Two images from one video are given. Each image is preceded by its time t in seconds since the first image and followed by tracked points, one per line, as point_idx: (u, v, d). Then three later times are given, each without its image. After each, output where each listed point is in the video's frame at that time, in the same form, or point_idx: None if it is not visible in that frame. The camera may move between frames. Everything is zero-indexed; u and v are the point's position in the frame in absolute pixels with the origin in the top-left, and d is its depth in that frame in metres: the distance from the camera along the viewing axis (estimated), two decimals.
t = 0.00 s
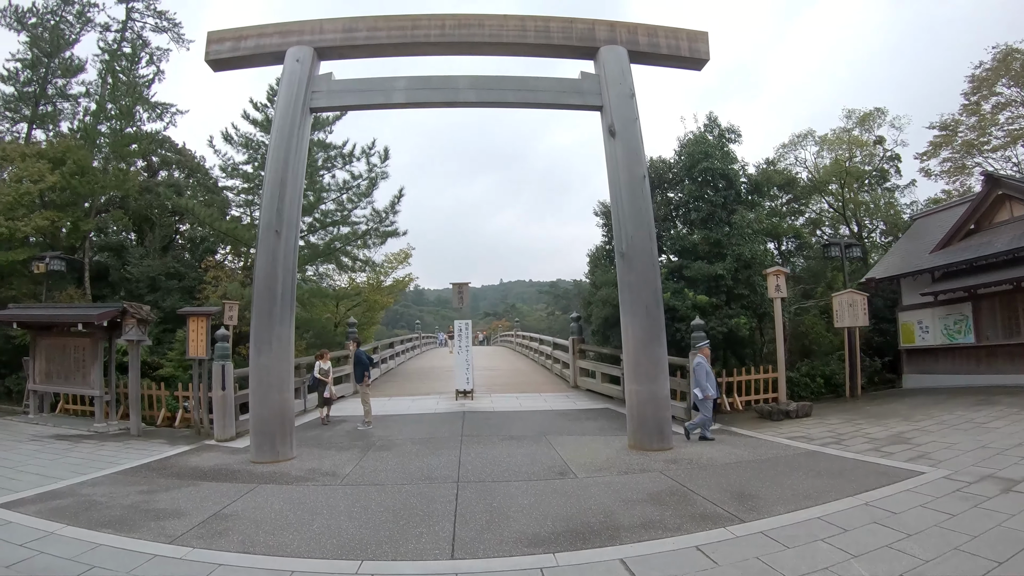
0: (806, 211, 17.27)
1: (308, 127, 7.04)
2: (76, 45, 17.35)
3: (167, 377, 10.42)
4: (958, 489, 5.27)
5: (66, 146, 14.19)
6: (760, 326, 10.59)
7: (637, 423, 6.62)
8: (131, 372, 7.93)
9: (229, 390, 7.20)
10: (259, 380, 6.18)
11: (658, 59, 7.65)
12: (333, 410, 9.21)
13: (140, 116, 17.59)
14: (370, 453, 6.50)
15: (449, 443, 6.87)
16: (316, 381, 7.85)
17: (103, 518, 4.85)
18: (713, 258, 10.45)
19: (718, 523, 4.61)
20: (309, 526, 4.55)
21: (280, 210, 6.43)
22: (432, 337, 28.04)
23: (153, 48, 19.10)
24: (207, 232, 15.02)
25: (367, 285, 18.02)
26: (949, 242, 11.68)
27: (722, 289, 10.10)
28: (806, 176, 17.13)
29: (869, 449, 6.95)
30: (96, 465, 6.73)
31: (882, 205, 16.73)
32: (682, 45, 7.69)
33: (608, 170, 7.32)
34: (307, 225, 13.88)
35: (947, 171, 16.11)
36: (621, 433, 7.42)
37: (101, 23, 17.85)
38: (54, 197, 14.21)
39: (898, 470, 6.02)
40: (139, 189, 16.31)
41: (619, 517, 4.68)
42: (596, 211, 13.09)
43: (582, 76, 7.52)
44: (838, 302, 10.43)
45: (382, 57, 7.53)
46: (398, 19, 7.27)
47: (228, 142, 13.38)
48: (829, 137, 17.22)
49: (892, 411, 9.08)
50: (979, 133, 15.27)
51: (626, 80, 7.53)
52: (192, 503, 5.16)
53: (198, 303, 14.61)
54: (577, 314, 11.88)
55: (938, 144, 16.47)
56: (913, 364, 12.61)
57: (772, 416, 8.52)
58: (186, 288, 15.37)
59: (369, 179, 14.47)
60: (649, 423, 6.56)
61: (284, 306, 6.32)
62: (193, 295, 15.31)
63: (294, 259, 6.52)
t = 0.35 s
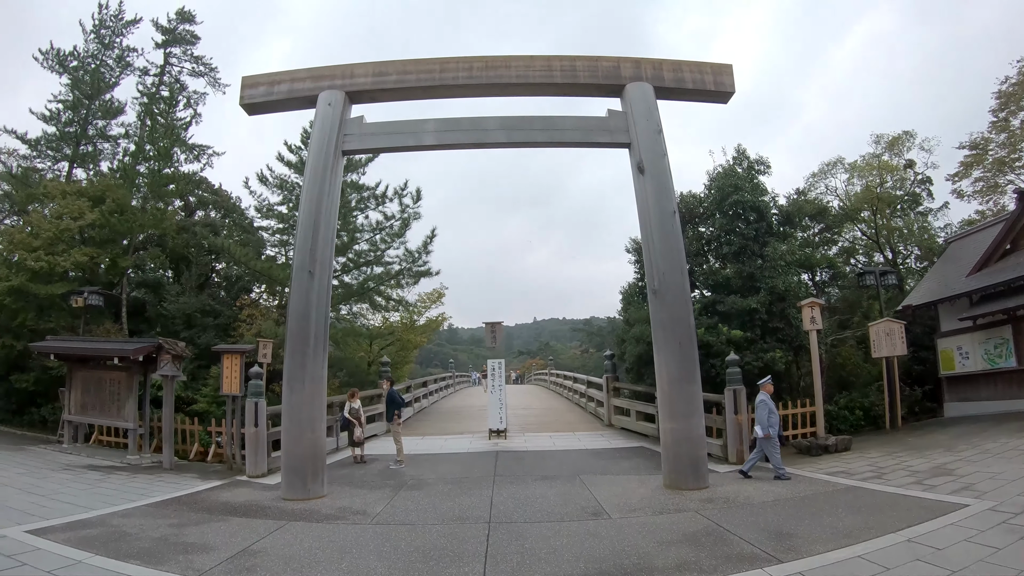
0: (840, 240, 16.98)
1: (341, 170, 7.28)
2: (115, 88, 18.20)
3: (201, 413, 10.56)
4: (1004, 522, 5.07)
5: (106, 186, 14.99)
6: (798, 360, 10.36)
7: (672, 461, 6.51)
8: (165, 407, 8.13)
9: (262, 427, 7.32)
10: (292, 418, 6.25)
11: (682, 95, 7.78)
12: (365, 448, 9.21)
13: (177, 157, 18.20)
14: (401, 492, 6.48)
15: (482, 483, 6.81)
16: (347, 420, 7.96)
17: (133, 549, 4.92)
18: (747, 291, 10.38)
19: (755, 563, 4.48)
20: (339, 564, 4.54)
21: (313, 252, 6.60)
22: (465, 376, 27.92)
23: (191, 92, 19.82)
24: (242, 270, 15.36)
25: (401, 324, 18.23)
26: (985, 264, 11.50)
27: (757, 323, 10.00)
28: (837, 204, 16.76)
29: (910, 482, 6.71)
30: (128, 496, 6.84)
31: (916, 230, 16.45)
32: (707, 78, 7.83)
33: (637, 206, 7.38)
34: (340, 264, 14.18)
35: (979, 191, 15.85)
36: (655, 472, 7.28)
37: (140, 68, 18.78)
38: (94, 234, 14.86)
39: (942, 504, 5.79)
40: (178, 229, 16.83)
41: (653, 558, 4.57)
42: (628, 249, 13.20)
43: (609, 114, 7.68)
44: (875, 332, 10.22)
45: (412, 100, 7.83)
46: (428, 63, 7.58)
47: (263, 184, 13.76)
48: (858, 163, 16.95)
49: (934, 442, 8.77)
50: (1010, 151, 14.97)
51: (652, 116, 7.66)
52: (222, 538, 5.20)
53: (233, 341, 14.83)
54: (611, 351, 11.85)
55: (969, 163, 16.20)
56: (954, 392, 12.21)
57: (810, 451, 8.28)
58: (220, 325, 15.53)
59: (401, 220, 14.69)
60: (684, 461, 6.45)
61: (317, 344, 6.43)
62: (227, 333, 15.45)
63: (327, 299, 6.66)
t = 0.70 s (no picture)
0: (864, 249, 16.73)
1: (363, 187, 7.36)
2: (139, 108, 18.64)
3: (225, 428, 10.66)
4: None
5: (131, 205, 15.39)
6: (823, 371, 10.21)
7: (697, 477, 6.43)
8: (188, 422, 8.23)
9: (285, 443, 7.36)
10: (315, 434, 6.30)
11: (700, 106, 7.78)
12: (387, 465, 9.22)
13: (201, 176, 18.52)
14: (423, 508, 6.47)
15: (505, 499, 6.79)
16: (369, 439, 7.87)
17: (155, 562, 4.98)
18: (771, 303, 10.26)
19: None
20: None
21: (335, 269, 6.68)
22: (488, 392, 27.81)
23: (214, 113, 20.19)
24: (264, 288, 15.54)
25: (423, 340, 18.34)
26: (1013, 269, 11.33)
27: (782, 335, 9.89)
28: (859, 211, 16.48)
29: (940, 493, 6.56)
30: (151, 510, 6.92)
31: (942, 237, 16.19)
32: (726, 89, 7.83)
33: (659, 218, 7.36)
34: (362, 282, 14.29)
35: (1005, 195, 15.58)
36: (680, 488, 7.19)
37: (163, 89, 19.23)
38: (120, 252, 15.30)
39: (972, 515, 5.66)
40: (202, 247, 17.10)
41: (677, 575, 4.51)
42: (648, 264, 13.08)
43: (627, 127, 7.71)
44: (902, 341, 10.05)
45: (432, 117, 7.94)
46: (447, 80, 7.68)
47: (286, 202, 13.93)
48: (880, 170, 16.71)
49: (964, 453, 8.57)
50: None
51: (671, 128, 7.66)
52: (243, 552, 5.23)
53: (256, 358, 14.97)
54: (635, 366, 11.79)
55: (993, 167, 15.95)
56: (983, 401, 11.94)
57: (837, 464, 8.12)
58: (244, 342, 15.67)
59: (423, 237, 14.78)
60: (710, 477, 6.38)
61: (340, 360, 6.47)
62: (250, 350, 15.57)
63: (349, 315, 6.72)
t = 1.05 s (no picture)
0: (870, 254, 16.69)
1: (368, 196, 7.40)
2: (146, 117, 18.82)
3: (231, 436, 10.67)
4: None
5: (138, 213, 15.54)
6: (830, 378, 10.16)
7: (703, 484, 6.41)
8: (195, 430, 8.25)
9: (290, 451, 7.38)
10: (320, 442, 6.30)
11: (704, 113, 7.79)
12: (393, 473, 9.21)
13: (208, 185, 18.64)
14: (428, 516, 6.46)
15: (511, 507, 6.77)
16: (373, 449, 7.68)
17: (159, 570, 4.99)
18: (777, 309, 10.23)
19: None
20: None
21: (341, 277, 6.70)
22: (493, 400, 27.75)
23: (220, 122, 20.32)
24: (270, 296, 15.61)
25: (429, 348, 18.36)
26: (1020, 272, 11.32)
27: (788, 342, 9.85)
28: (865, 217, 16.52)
29: (948, 500, 6.51)
30: (157, 518, 6.93)
31: (949, 243, 16.12)
32: (730, 95, 7.85)
33: (664, 225, 7.36)
34: (368, 290, 14.33)
35: (1012, 198, 15.52)
36: (686, 495, 7.15)
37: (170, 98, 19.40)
38: (127, 260, 15.43)
39: (981, 522, 5.61)
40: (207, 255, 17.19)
41: None
42: (654, 271, 13.09)
43: (632, 135, 7.74)
44: (908, 345, 9.98)
45: (437, 126, 7.98)
46: (451, 89, 7.72)
47: (292, 211, 14.00)
48: (885, 176, 16.69)
49: (973, 459, 8.50)
50: None
51: (676, 136, 7.68)
52: (248, 560, 5.24)
53: (262, 366, 15.02)
54: (641, 373, 11.77)
55: (999, 170, 15.90)
56: (992, 407, 11.84)
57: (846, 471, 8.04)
58: (249, 350, 15.71)
59: (429, 245, 14.82)
60: (716, 484, 6.35)
61: (345, 369, 6.48)
62: (256, 358, 15.61)
63: (355, 323, 6.74)
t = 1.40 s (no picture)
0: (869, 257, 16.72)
1: (368, 198, 7.40)
2: (146, 118, 18.82)
3: (230, 437, 10.66)
4: None
5: (138, 215, 15.55)
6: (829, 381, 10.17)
7: (702, 487, 6.40)
8: (193, 432, 8.24)
9: (289, 452, 7.37)
10: (319, 445, 6.29)
11: (703, 116, 7.81)
12: (392, 475, 9.19)
13: (207, 186, 18.63)
14: (427, 518, 6.45)
15: (510, 510, 6.76)
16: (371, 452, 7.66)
17: (158, 570, 4.99)
18: (776, 312, 10.24)
19: None
20: None
21: (340, 280, 6.71)
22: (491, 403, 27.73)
23: (219, 123, 20.31)
24: (269, 299, 15.61)
25: (428, 350, 18.38)
26: (1018, 275, 11.35)
27: (787, 345, 9.85)
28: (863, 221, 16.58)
29: (948, 503, 6.51)
30: (156, 519, 6.92)
31: (948, 246, 16.14)
32: (730, 99, 7.87)
33: (664, 228, 7.37)
34: (367, 292, 14.33)
35: (1011, 201, 15.56)
36: (685, 498, 7.15)
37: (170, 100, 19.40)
38: (126, 261, 15.45)
39: (980, 525, 5.61)
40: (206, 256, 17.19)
41: None
42: (653, 274, 13.10)
43: (632, 138, 7.74)
44: (906, 349, 10.00)
45: (437, 128, 8.00)
46: (451, 92, 7.75)
47: (291, 213, 14.00)
48: (884, 179, 16.72)
49: (972, 462, 8.51)
50: None
51: (675, 139, 7.69)
52: (247, 561, 5.23)
53: (260, 367, 15.01)
54: (640, 376, 11.78)
55: (998, 173, 15.94)
56: (990, 410, 11.85)
57: (844, 474, 8.05)
58: (247, 352, 15.69)
59: (428, 247, 14.82)
60: (714, 487, 6.34)
61: (344, 371, 6.47)
62: (254, 360, 15.59)
63: (354, 326, 6.74)
